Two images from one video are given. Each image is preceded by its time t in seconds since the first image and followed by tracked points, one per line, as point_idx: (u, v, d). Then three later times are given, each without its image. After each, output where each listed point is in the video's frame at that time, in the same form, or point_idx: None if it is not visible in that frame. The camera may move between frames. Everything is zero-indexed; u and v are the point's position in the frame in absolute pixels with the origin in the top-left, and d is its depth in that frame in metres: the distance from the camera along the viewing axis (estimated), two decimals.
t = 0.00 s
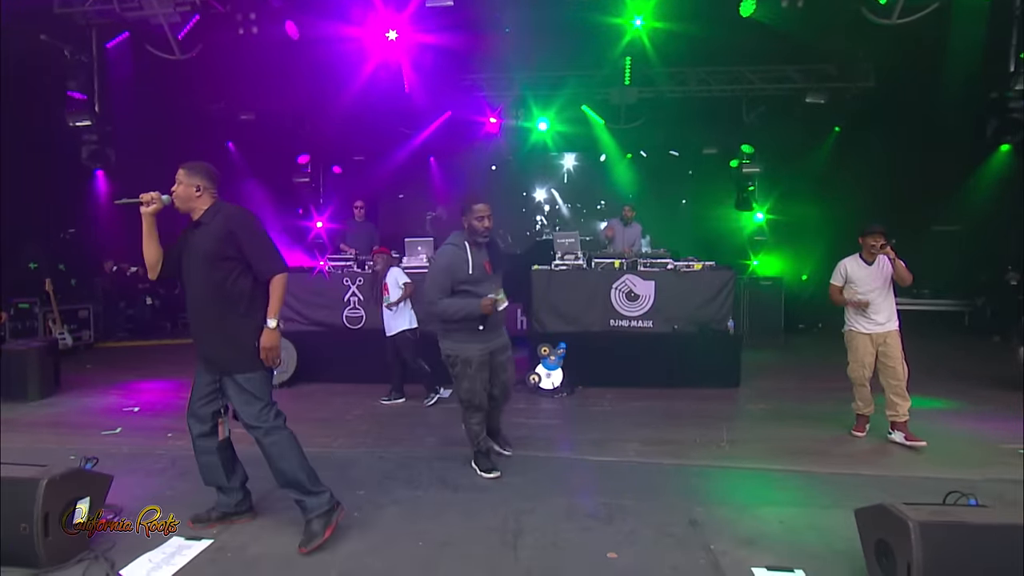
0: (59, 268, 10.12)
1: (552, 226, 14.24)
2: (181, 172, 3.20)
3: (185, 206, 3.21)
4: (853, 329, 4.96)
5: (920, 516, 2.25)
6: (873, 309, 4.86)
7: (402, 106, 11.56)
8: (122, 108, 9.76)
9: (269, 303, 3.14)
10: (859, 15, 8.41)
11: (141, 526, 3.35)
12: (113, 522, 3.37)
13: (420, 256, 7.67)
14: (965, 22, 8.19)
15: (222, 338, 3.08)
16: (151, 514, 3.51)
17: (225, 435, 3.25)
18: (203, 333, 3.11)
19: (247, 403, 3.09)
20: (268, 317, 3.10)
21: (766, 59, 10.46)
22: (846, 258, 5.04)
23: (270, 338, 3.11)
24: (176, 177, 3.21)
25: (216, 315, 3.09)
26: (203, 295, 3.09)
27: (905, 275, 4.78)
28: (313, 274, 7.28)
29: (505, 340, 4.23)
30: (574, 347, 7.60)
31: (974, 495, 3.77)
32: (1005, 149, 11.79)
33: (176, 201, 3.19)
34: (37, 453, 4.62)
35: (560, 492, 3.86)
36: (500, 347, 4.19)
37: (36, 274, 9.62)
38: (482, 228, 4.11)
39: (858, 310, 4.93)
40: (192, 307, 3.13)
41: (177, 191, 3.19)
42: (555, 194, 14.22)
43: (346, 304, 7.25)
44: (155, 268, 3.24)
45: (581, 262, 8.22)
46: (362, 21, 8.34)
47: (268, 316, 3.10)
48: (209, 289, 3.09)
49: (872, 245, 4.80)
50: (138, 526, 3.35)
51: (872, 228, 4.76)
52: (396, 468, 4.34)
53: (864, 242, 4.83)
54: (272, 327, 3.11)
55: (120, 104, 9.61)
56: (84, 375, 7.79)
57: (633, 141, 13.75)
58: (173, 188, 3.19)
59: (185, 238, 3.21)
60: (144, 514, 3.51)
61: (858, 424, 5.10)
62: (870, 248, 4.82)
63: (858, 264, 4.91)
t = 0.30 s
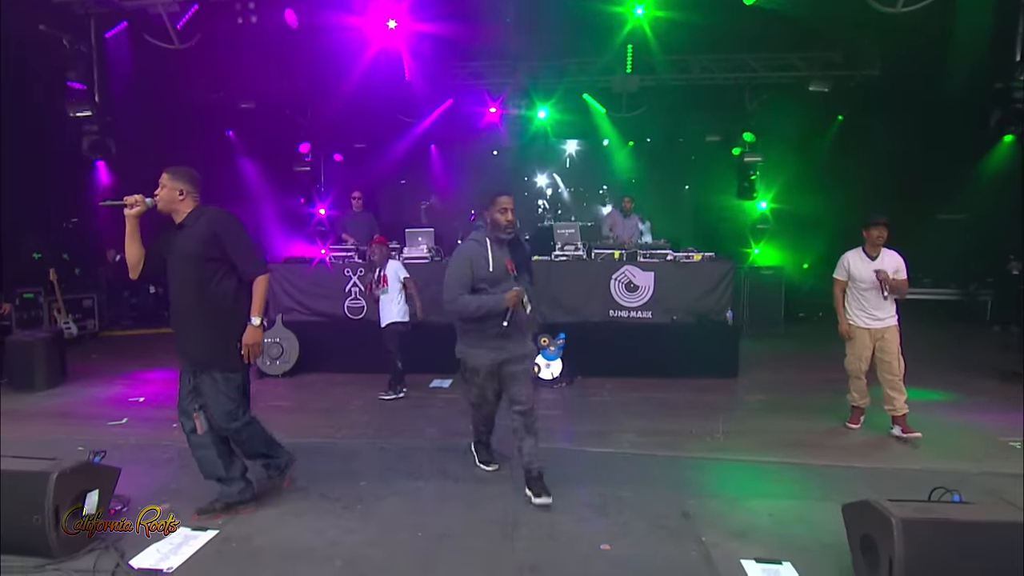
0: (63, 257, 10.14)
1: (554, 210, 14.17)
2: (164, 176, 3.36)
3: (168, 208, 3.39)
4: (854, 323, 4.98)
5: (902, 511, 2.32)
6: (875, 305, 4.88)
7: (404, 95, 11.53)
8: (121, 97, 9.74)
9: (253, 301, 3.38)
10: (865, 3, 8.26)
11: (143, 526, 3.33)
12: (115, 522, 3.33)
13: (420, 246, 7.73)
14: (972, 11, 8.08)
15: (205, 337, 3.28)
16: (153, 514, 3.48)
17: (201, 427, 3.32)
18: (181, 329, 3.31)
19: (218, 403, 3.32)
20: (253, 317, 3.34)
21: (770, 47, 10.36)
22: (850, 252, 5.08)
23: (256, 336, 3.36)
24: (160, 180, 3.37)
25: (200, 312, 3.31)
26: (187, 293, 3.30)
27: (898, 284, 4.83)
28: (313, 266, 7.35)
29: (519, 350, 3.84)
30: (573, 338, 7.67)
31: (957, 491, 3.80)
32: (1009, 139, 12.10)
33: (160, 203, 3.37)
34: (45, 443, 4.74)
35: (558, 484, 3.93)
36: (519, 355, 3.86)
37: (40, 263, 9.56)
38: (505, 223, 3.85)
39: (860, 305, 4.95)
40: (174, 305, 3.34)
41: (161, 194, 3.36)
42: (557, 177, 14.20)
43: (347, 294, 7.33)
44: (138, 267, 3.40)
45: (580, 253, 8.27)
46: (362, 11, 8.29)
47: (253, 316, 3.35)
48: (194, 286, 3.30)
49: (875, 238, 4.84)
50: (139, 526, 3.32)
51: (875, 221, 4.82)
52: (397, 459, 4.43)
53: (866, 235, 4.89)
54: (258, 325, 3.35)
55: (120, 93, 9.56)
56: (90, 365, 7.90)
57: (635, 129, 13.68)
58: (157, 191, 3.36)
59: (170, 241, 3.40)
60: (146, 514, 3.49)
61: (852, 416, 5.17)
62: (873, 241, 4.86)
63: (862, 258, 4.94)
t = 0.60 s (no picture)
0: (64, 248, 10.17)
1: (554, 193, 14.18)
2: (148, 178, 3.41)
3: (152, 210, 3.44)
4: (865, 321, 4.99)
5: (885, 509, 2.38)
6: (884, 301, 4.90)
7: (404, 85, 11.48)
8: (117, 86, 9.68)
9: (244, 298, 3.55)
10: None
11: (142, 526, 3.32)
12: (115, 523, 3.31)
13: (419, 238, 7.76)
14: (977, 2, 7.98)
15: (197, 332, 3.39)
16: (152, 514, 3.47)
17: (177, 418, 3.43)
18: (166, 324, 3.41)
19: (207, 394, 3.50)
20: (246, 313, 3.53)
21: (772, 36, 10.25)
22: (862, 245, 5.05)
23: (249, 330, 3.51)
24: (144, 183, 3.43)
25: (186, 307, 3.39)
26: (175, 290, 3.39)
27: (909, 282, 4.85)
28: (313, 257, 7.40)
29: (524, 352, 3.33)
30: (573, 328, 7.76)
31: (943, 486, 3.85)
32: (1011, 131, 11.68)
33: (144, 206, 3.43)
34: (50, 436, 4.81)
35: (555, 477, 4.01)
36: (526, 366, 3.36)
37: (42, 254, 9.61)
38: (499, 218, 3.31)
39: (870, 302, 4.95)
40: (160, 300, 3.43)
41: (145, 196, 3.42)
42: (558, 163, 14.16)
43: (348, 286, 7.42)
44: (123, 266, 3.49)
45: (579, 244, 8.28)
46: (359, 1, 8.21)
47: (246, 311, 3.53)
48: (180, 286, 3.40)
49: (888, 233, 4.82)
50: (139, 526, 3.31)
51: (890, 215, 4.78)
52: (397, 451, 4.50)
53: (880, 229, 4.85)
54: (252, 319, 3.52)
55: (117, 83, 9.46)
56: (93, 356, 7.97)
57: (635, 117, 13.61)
58: (142, 193, 3.41)
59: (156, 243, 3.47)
60: (145, 514, 3.48)
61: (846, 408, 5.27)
62: (886, 236, 4.83)
63: (875, 253, 4.92)
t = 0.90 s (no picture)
0: (63, 238, 10.18)
1: (554, 177, 14.02)
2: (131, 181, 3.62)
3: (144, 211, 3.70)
4: (869, 314, 5.03)
5: (868, 506, 2.44)
6: (887, 296, 4.92)
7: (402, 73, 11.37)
8: (113, 75, 9.60)
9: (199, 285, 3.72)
10: None
11: (143, 526, 3.32)
12: (116, 523, 3.30)
13: (417, 230, 7.79)
14: None
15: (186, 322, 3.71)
16: (152, 515, 3.46)
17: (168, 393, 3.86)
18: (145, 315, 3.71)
19: (189, 377, 3.78)
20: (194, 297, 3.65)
21: (773, 24, 10.16)
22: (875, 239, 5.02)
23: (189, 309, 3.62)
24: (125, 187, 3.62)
25: (166, 295, 3.70)
26: (154, 284, 3.69)
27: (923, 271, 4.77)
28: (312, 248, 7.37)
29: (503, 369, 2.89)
30: (569, 320, 7.79)
31: (930, 479, 3.92)
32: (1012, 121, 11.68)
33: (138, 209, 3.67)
34: (54, 428, 4.90)
35: (551, 470, 4.07)
36: (503, 380, 2.91)
37: (42, 245, 9.61)
38: (455, 218, 2.86)
39: (875, 296, 4.99)
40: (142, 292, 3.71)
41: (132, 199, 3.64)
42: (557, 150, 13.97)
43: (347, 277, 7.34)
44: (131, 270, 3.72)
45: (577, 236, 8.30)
46: None
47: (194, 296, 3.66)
48: (160, 280, 3.69)
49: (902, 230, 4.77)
50: (139, 526, 3.31)
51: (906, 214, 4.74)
52: (394, 443, 4.58)
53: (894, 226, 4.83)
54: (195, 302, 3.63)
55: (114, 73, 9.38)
56: (95, 347, 8.04)
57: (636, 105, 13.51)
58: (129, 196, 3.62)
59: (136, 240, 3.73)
60: (146, 514, 3.47)
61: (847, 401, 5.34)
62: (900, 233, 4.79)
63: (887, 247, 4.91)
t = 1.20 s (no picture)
0: (62, 228, 10.17)
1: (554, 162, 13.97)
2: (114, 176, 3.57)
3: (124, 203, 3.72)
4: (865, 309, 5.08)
5: (850, 502, 2.50)
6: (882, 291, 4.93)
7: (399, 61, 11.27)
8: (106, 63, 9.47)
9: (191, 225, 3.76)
10: None
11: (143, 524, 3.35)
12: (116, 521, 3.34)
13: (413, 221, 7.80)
14: None
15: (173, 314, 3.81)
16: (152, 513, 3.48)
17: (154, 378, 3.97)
18: (123, 308, 3.73)
19: (174, 353, 3.88)
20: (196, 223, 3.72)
21: (774, 12, 10.05)
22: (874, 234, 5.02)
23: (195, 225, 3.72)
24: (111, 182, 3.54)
25: (145, 287, 3.74)
26: (137, 277, 3.72)
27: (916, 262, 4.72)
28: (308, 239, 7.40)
29: (474, 369, 2.90)
30: (566, 311, 7.74)
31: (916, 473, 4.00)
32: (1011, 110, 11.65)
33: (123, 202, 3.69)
34: (54, 420, 4.95)
35: (544, 463, 4.13)
36: (475, 379, 2.91)
37: (40, 235, 9.62)
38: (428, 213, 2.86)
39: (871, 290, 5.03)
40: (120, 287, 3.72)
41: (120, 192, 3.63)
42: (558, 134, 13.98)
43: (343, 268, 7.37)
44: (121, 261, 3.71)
45: (574, 227, 8.31)
46: None
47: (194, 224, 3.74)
48: (143, 272, 3.73)
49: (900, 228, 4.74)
50: (139, 524, 3.34)
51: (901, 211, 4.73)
52: (390, 436, 4.65)
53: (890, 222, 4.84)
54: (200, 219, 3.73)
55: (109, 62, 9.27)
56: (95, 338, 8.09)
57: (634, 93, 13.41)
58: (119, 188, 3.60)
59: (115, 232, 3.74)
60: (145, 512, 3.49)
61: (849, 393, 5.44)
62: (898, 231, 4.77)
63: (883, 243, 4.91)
